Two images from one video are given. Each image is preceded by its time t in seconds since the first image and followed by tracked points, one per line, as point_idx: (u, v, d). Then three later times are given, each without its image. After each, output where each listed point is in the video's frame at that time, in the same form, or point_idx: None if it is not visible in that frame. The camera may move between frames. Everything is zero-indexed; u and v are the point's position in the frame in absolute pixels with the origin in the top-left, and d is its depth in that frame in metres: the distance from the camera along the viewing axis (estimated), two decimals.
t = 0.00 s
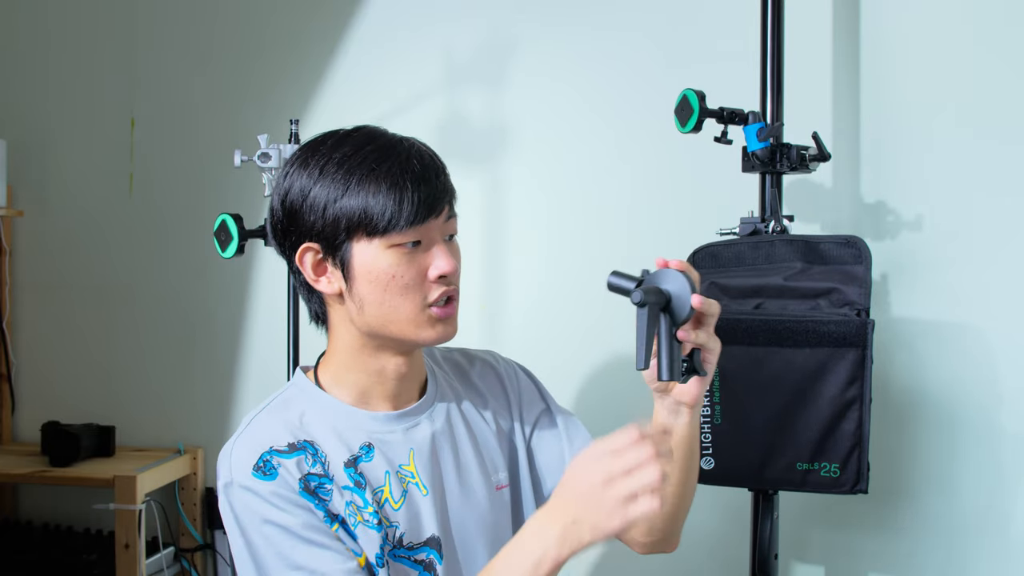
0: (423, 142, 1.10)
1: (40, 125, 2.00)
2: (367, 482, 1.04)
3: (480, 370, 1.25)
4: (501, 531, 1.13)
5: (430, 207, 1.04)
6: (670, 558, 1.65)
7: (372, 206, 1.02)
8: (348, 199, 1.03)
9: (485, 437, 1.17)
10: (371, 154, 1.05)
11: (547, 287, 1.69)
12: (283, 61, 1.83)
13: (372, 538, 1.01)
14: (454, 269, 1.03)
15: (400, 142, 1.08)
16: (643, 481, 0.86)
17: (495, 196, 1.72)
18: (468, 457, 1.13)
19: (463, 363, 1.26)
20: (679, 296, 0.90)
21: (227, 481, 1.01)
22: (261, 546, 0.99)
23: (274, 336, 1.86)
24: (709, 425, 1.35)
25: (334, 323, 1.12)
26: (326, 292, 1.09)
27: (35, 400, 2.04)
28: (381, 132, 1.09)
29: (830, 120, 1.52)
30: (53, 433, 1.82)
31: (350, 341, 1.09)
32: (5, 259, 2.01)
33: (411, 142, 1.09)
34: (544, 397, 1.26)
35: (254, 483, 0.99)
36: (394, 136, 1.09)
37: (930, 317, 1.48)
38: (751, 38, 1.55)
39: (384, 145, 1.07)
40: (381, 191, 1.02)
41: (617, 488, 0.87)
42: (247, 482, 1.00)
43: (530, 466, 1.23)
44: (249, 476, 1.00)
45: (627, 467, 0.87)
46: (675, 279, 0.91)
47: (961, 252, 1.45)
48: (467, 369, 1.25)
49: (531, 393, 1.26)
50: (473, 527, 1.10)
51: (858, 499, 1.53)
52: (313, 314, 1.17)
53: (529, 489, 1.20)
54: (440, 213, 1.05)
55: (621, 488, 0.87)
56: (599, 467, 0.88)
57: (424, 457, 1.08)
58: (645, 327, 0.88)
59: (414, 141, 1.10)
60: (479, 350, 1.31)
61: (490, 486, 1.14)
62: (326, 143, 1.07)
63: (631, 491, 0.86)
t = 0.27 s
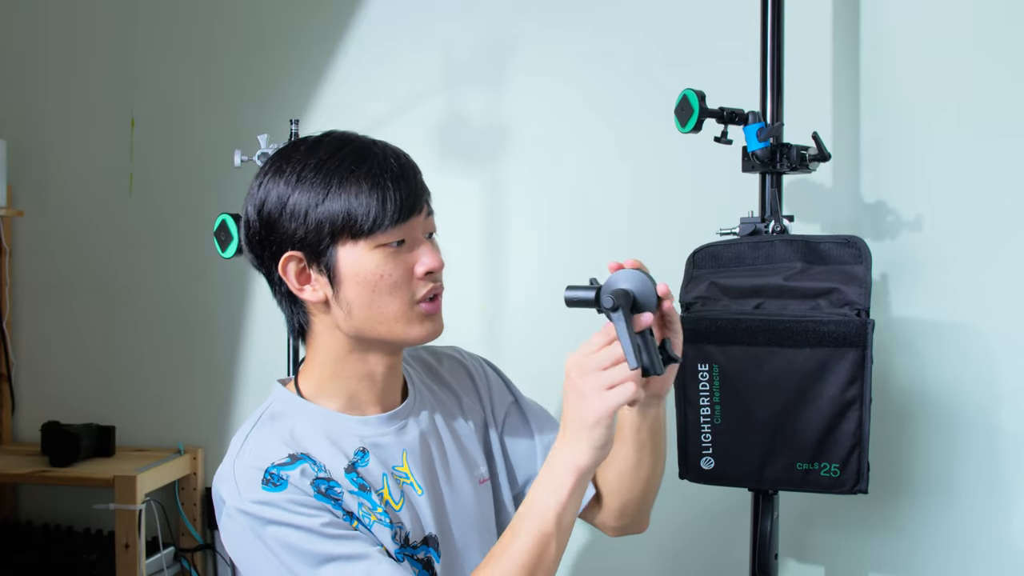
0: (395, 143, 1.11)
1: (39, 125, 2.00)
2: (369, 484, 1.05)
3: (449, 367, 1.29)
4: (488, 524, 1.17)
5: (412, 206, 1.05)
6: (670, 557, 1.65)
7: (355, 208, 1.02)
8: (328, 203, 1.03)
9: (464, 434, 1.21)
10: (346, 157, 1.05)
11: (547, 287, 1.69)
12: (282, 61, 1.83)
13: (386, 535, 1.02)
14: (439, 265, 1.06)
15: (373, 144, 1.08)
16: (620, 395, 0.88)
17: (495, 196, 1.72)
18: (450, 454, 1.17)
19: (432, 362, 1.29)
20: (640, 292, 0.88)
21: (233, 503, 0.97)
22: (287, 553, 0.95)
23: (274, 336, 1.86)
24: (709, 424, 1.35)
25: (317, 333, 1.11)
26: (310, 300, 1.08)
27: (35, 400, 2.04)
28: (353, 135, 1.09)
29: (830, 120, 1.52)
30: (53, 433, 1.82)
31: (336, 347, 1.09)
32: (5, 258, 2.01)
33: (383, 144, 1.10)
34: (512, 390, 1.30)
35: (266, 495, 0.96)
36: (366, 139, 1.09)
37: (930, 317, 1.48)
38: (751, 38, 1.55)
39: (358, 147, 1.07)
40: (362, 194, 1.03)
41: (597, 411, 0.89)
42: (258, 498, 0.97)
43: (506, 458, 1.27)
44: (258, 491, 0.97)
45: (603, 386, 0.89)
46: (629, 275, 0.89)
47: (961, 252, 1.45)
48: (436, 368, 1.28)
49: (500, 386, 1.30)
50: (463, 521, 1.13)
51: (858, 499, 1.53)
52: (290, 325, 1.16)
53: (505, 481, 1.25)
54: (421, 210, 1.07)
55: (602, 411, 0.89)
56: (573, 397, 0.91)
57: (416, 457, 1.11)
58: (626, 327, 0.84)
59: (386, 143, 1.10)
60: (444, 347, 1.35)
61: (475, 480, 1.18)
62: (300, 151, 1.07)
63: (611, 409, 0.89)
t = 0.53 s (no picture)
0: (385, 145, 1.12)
1: (39, 125, 2.00)
2: (373, 488, 1.05)
3: (436, 365, 1.30)
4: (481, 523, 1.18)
5: (406, 206, 1.06)
6: (670, 557, 1.65)
7: (351, 208, 1.02)
8: (324, 205, 1.03)
9: (454, 430, 1.22)
10: (339, 159, 1.06)
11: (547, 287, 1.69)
12: (283, 61, 1.83)
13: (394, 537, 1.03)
14: (437, 264, 1.07)
15: (363, 146, 1.09)
16: (614, 375, 0.90)
17: (495, 196, 1.72)
18: (444, 452, 1.17)
19: (418, 360, 1.30)
20: (617, 269, 0.99)
21: (240, 515, 0.96)
22: (299, 563, 0.95)
23: (274, 336, 1.86)
24: (709, 424, 1.35)
25: (311, 338, 1.11)
26: (307, 304, 1.07)
27: (35, 400, 2.04)
28: (343, 137, 1.09)
29: (830, 120, 1.52)
30: (53, 433, 1.82)
31: (333, 350, 1.09)
32: (5, 258, 2.01)
33: (373, 145, 1.10)
34: (496, 387, 1.32)
35: (275, 505, 0.96)
36: (355, 141, 1.10)
37: (930, 317, 1.48)
38: (751, 38, 1.54)
39: (350, 149, 1.07)
40: (357, 194, 1.03)
41: (593, 395, 0.91)
42: (268, 508, 0.96)
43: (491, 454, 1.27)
44: (268, 502, 0.96)
45: (594, 368, 0.91)
46: (604, 256, 1.00)
47: (961, 252, 1.45)
48: (423, 366, 1.30)
49: (484, 383, 1.32)
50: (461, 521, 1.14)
51: (858, 499, 1.53)
52: (283, 330, 1.15)
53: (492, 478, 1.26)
54: (415, 210, 1.08)
55: (598, 395, 0.91)
56: (568, 383, 0.93)
57: (415, 458, 1.12)
58: (614, 299, 0.93)
59: (375, 144, 1.11)
60: (427, 344, 1.36)
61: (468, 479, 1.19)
62: (290, 154, 1.07)
63: (606, 391, 0.91)
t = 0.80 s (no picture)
0: (386, 147, 1.12)
1: (39, 125, 2.00)
2: (367, 484, 1.06)
3: (434, 365, 1.31)
4: (478, 521, 1.17)
5: (402, 211, 1.05)
6: (670, 557, 1.65)
7: (345, 211, 1.02)
8: (319, 207, 1.03)
9: (451, 429, 1.22)
10: (337, 161, 1.05)
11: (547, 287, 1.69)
12: (283, 60, 1.83)
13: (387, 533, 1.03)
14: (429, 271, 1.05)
15: (364, 147, 1.09)
16: (607, 370, 0.91)
17: (495, 195, 1.72)
18: (439, 449, 1.17)
19: (416, 360, 1.31)
20: (607, 267, 0.96)
21: (234, 511, 0.97)
22: (293, 558, 0.95)
23: (273, 336, 1.85)
24: (709, 424, 1.35)
25: (305, 336, 1.12)
26: (298, 303, 1.08)
27: (35, 400, 2.04)
28: (344, 138, 1.09)
29: (830, 120, 1.52)
30: (53, 433, 1.82)
31: (326, 350, 1.10)
32: (5, 258, 2.01)
33: (374, 147, 1.10)
34: (493, 385, 1.32)
35: (268, 500, 0.96)
36: (356, 141, 1.09)
37: (930, 318, 1.48)
38: (751, 38, 1.54)
39: (350, 150, 1.07)
40: (353, 198, 1.03)
41: (587, 388, 0.92)
42: (261, 503, 0.96)
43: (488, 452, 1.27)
44: (261, 497, 0.97)
45: (589, 361, 0.91)
46: (596, 252, 0.97)
47: (961, 252, 1.45)
48: (420, 365, 1.30)
49: (482, 381, 1.32)
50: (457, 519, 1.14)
51: (858, 499, 1.53)
52: (278, 327, 1.16)
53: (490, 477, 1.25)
54: (411, 216, 1.07)
55: (591, 388, 0.92)
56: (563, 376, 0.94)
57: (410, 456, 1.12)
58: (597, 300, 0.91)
59: (376, 146, 1.11)
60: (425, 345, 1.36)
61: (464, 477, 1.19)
62: (290, 153, 1.07)
63: (599, 385, 0.91)
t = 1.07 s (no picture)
0: (385, 148, 1.11)
1: (39, 125, 2.00)
2: (357, 483, 1.06)
3: (430, 365, 1.31)
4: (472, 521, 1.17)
5: (397, 215, 1.05)
6: (670, 557, 1.65)
7: (338, 213, 1.02)
8: (313, 207, 1.03)
9: (445, 429, 1.22)
10: (334, 161, 1.05)
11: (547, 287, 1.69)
12: (282, 60, 1.83)
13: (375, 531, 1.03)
14: (421, 275, 1.05)
15: (362, 148, 1.08)
16: (605, 369, 0.92)
17: (495, 195, 1.72)
18: (432, 448, 1.17)
19: (412, 361, 1.31)
20: (596, 265, 0.97)
21: (222, 507, 0.97)
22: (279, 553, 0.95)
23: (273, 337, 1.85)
24: (709, 425, 1.35)
25: (297, 334, 1.12)
26: (290, 301, 1.08)
27: (35, 400, 2.04)
28: (344, 138, 1.09)
29: (830, 120, 1.52)
30: (53, 433, 1.82)
31: (317, 350, 1.10)
32: (5, 258, 2.01)
33: (373, 148, 1.10)
34: (490, 385, 1.32)
35: (256, 496, 0.96)
36: (355, 142, 1.09)
37: (930, 317, 1.48)
38: (751, 38, 1.54)
39: (348, 151, 1.07)
40: (347, 200, 1.03)
41: (586, 388, 0.93)
42: (248, 499, 0.96)
43: (484, 453, 1.27)
44: (248, 493, 0.97)
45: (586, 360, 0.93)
46: (585, 249, 0.97)
47: (961, 252, 1.45)
48: (417, 365, 1.30)
49: (478, 382, 1.32)
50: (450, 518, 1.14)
51: (857, 499, 1.53)
52: (273, 324, 1.17)
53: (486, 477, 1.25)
54: (406, 220, 1.07)
55: (589, 389, 0.93)
56: (561, 380, 0.95)
57: (403, 455, 1.12)
58: (586, 297, 0.92)
59: (375, 147, 1.10)
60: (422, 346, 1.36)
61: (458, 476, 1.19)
62: (288, 151, 1.07)
63: (597, 386, 0.93)
